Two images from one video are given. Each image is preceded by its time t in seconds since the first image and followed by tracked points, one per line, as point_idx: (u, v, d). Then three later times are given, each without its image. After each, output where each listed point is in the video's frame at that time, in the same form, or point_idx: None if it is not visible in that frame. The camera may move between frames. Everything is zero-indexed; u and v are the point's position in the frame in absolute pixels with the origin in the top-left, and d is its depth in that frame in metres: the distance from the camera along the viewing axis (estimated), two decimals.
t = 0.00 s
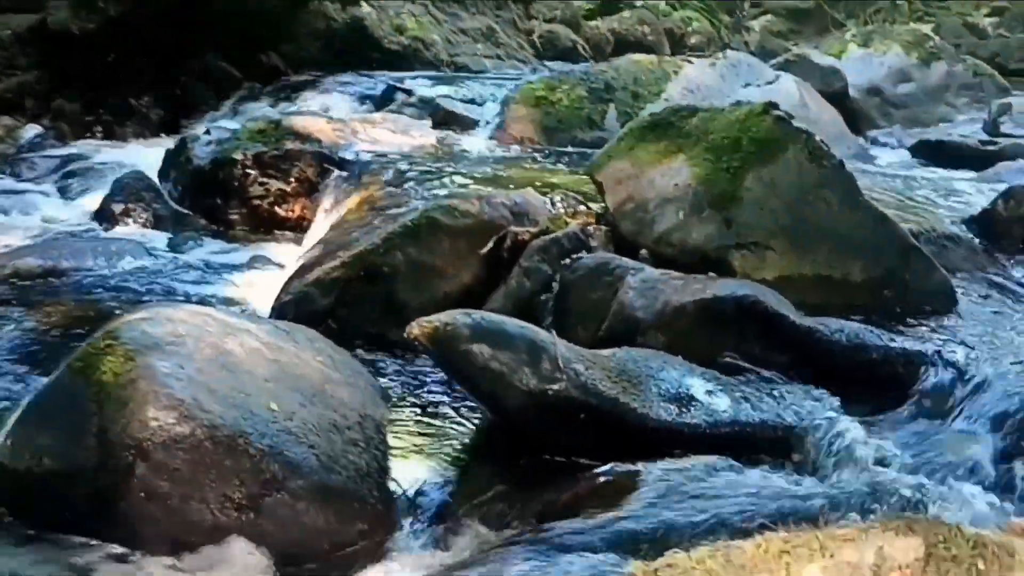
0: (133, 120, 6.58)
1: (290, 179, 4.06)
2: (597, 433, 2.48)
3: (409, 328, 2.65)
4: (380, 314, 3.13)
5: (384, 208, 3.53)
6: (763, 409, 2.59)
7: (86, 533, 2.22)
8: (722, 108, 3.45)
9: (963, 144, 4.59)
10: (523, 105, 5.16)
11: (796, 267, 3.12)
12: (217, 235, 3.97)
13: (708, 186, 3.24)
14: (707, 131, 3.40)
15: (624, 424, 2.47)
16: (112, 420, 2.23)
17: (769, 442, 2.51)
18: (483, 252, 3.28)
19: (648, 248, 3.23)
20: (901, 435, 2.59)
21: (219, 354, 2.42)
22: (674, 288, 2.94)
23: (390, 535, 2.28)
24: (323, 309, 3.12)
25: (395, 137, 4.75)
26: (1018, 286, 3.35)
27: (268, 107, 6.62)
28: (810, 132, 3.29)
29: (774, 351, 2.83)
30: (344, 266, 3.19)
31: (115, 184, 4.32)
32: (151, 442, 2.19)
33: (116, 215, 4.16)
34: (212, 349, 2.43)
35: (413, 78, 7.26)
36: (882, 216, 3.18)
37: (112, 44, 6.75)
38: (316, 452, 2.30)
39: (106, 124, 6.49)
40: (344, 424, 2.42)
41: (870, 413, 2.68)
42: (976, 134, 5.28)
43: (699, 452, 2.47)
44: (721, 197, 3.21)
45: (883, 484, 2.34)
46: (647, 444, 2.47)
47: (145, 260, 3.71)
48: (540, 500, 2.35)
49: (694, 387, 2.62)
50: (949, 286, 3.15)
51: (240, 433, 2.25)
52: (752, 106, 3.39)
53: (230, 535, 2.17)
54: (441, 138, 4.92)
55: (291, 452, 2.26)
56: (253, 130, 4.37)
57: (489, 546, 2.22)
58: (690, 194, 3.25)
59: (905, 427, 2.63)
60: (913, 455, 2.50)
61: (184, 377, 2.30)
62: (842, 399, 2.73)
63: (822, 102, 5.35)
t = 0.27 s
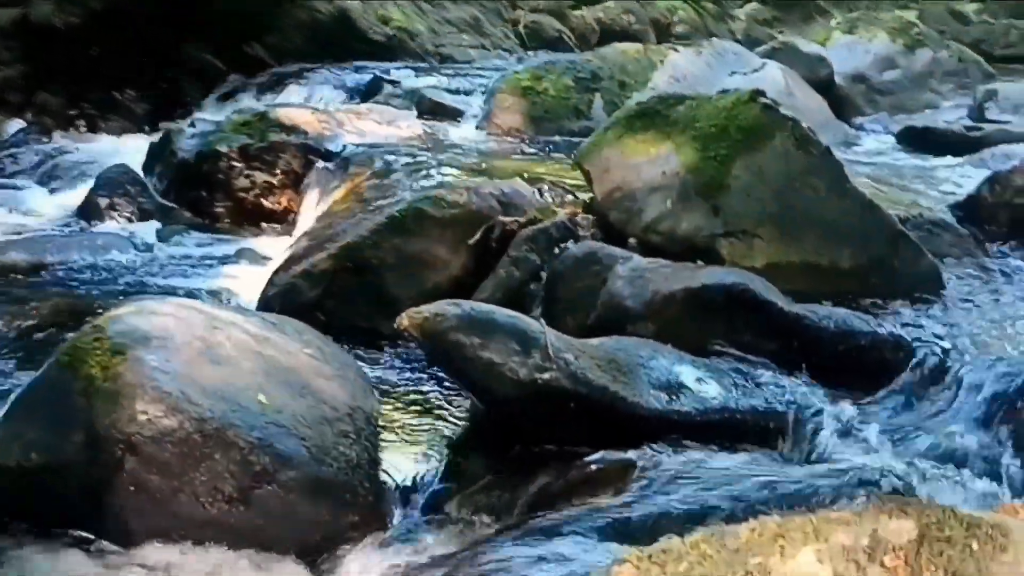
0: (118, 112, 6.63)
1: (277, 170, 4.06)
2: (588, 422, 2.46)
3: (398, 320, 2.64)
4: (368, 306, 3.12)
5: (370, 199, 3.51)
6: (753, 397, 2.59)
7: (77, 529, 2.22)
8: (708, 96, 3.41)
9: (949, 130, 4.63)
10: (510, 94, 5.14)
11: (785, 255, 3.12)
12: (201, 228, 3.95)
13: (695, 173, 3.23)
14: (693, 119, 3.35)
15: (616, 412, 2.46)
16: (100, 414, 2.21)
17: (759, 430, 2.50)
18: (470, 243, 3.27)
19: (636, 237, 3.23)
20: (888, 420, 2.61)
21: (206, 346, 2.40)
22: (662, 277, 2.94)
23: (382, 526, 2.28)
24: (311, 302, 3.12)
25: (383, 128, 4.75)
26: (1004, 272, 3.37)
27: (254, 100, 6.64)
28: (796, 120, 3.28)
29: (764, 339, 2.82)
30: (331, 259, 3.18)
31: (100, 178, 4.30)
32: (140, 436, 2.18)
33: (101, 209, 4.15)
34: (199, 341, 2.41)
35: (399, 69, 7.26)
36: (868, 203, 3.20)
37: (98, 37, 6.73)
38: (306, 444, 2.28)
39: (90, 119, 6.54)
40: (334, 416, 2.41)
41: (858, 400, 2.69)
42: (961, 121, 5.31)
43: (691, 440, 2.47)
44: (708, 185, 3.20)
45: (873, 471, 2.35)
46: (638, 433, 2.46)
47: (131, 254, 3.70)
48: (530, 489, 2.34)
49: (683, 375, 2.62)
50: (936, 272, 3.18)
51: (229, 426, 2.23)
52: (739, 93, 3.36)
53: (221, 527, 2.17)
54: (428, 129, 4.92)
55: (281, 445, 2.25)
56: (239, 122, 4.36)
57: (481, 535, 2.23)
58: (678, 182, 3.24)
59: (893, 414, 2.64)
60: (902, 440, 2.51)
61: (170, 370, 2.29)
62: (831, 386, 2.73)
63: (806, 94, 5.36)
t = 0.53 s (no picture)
0: (108, 103, 6.67)
1: (268, 160, 4.03)
2: (583, 409, 2.47)
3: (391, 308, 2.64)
4: (361, 294, 3.13)
5: (362, 189, 3.51)
6: (747, 383, 2.59)
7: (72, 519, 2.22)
8: (701, 83, 3.41)
9: (939, 116, 4.66)
10: (500, 82, 5.16)
11: (776, 242, 3.16)
12: (193, 217, 4.00)
13: (688, 160, 3.23)
14: (685, 106, 3.36)
15: (611, 399, 2.46)
16: (95, 404, 2.21)
17: (754, 415, 2.50)
18: (463, 231, 3.27)
19: (629, 225, 3.25)
20: (882, 405, 2.61)
21: (200, 336, 2.40)
22: (656, 264, 2.94)
23: (378, 514, 2.29)
24: (304, 291, 3.12)
25: (373, 117, 4.74)
26: (994, 256, 3.40)
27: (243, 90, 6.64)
28: (789, 105, 3.28)
29: (756, 325, 2.83)
30: (324, 247, 3.17)
31: (89, 168, 4.28)
32: (135, 426, 2.18)
33: (92, 201, 4.12)
34: (193, 330, 2.41)
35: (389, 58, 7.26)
36: (861, 187, 3.19)
37: (88, 27, 6.64)
38: (301, 432, 2.28)
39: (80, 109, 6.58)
40: (329, 405, 2.41)
41: (852, 385, 2.70)
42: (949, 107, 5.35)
43: (686, 427, 2.46)
44: (701, 172, 3.21)
45: (867, 454, 2.36)
46: (633, 419, 2.46)
47: (122, 244, 3.68)
48: (524, 476, 2.36)
49: (678, 361, 2.62)
50: (929, 260, 3.17)
51: (223, 415, 2.22)
52: (731, 80, 3.36)
53: (217, 516, 2.17)
54: (421, 118, 4.93)
55: (276, 433, 2.24)
56: (227, 110, 4.29)
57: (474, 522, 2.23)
58: (671, 169, 3.24)
59: (887, 397, 2.65)
60: (895, 423, 2.54)
61: (165, 360, 2.28)
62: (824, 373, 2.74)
63: (798, 81, 5.31)
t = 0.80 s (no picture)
0: (108, 88, 6.65)
1: (269, 145, 4.03)
2: (589, 391, 2.48)
3: (397, 292, 2.67)
4: (365, 279, 3.13)
5: (364, 173, 3.51)
6: (753, 364, 2.59)
7: (79, 503, 2.23)
8: (703, 65, 3.40)
9: (940, 97, 4.67)
10: (501, 65, 5.16)
11: (780, 224, 3.17)
12: (193, 202, 4.00)
13: (691, 143, 3.23)
14: (688, 89, 3.35)
15: (616, 381, 2.46)
16: (103, 390, 2.22)
17: (760, 396, 2.50)
18: (466, 215, 3.27)
19: (632, 207, 3.26)
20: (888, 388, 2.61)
21: (205, 320, 2.40)
22: (660, 247, 2.94)
23: (385, 496, 2.28)
24: (308, 275, 3.12)
25: (374, 101, 4.73)
26: (997, 238, 3.40)
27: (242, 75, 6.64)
28: (792, 86, 3.27)
29: (760, 307, 2.84)
30: (327, 232, 3.17)
31: (90, 154, 4.27)
32: (143, 411, 2.19)
33: (93, 185, 4.14)
34: (199, 315, 2.41)
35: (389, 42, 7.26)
36: (864, 168, 3.20)
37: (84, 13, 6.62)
38: (308, 416, 2.28)
39: (79, 95, 6.57)
40: (335, 388, 2.41)
41: (857, 368, 2.71)
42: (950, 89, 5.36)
43: (690, 409, 2.46)
44: (704, 154, 3.21)
45: (873, 434, 2.37)
46: (639, 401, 2.46)
47: (124, 229, 3.68)
48: (531, 459, 2.37)
49: (683, 344, 2.63)
50: (932, 240, 3.20)
51: (230, 398, 2.22)
52: (734, 62, 3.35)
53: (224, 499, 2.18)
54: (422, 101, 4.92)
55: (283, 417, 2.24)
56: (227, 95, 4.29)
57: (479, 507, 2.22)
58: (673, 153, 3.24)
59: (893, 378, 2.65)
60: (900, 404, 2.54)
61: (171, 344, 2.29)
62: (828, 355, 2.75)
63: (800, 64, 5.31)
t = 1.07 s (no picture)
0: (111, 82, 6.63)
1: (274, 139, 4.05)
2: (595, 385, 2.48)
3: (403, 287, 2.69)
4: (370, 273, 3.13)
5: (369, 168, 3.51)
6: (759, 358, 2.59)
7: (86, 497, 2.23)
8: (709, 59, 3.41)
9: (945, 91, 4.68)
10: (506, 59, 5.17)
11: (785, 219, 3.19)
12: (197, 197, 4.01)
13: (698, 138, 3.23)
14: (694, 83, 3.37)
15: (622, 375, 2.47)
16: (111, 383, 2.23)
17: (766, 390, 2.50)
18: (472, 210, 3.27)
19: (638, 201, 3.27)
20: (893, 382, 2.61)
21: (212, 314, 2.41)
22: (666, 241, 2.94)
23: (391, 490, 2.30)
24: (314, 269, 3.12)
25: (378, 95, 4.73)
26: (1003, 232, 3.40)
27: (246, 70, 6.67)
28: (798, 81, 3.28)
29: (765, 302, 2.85)
30: (333, 226, 3.18)
31: (95, 148, 4.29)
32: (151, 404, 2.19)
33: (98, 180, 4.15)
34: (206, 308, 2.42)
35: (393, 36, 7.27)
36: (870, 162, 3.20)
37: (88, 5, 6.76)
38: (315, 410, 2.29)
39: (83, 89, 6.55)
40: (342, 382, 2.41)
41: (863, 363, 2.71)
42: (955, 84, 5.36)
43: (696, 402, 2.46)
44: (711, 148, 3.21)
45: (878, 429, 2.37)
46: (646, 396, 2.47)
47: (129, 224, 3.70)
48: (537, 453, 2.36)
49: (689, 338, 2.63)
50: (937, 234, 3.21)
51: (238, 392, 2.23)
52: (741, 55, 3.35)
53: (233, 492, 2.18)
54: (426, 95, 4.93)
55: (291, 410, 2.25)
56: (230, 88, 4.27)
57: (485, 502, 2.23)
58: (679, 146, 3.24)
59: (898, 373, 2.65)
60: (906, 398, 2.55)
61: (179, 338, 2.30)
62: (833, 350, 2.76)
63: (804, 60, 5.38)
